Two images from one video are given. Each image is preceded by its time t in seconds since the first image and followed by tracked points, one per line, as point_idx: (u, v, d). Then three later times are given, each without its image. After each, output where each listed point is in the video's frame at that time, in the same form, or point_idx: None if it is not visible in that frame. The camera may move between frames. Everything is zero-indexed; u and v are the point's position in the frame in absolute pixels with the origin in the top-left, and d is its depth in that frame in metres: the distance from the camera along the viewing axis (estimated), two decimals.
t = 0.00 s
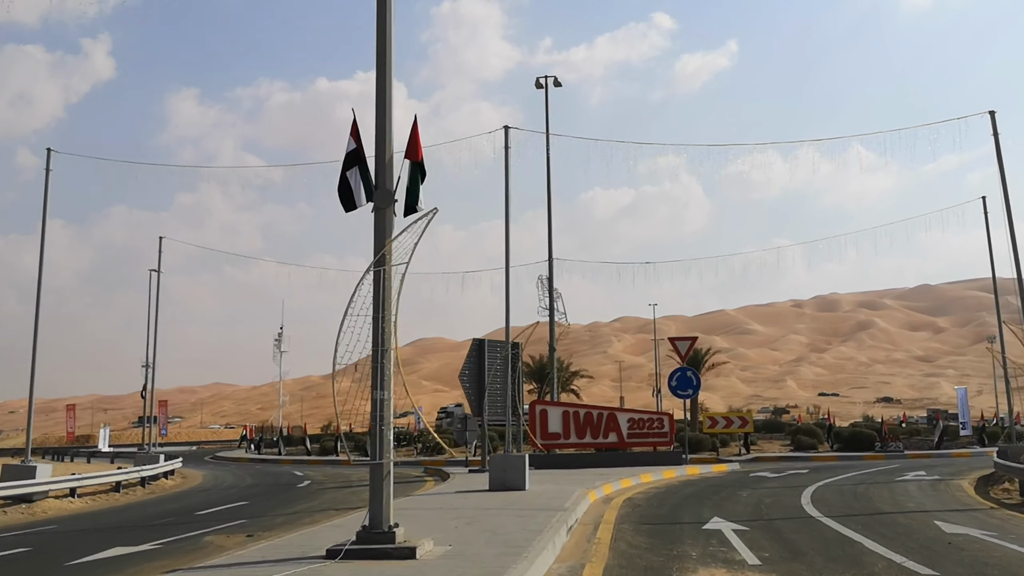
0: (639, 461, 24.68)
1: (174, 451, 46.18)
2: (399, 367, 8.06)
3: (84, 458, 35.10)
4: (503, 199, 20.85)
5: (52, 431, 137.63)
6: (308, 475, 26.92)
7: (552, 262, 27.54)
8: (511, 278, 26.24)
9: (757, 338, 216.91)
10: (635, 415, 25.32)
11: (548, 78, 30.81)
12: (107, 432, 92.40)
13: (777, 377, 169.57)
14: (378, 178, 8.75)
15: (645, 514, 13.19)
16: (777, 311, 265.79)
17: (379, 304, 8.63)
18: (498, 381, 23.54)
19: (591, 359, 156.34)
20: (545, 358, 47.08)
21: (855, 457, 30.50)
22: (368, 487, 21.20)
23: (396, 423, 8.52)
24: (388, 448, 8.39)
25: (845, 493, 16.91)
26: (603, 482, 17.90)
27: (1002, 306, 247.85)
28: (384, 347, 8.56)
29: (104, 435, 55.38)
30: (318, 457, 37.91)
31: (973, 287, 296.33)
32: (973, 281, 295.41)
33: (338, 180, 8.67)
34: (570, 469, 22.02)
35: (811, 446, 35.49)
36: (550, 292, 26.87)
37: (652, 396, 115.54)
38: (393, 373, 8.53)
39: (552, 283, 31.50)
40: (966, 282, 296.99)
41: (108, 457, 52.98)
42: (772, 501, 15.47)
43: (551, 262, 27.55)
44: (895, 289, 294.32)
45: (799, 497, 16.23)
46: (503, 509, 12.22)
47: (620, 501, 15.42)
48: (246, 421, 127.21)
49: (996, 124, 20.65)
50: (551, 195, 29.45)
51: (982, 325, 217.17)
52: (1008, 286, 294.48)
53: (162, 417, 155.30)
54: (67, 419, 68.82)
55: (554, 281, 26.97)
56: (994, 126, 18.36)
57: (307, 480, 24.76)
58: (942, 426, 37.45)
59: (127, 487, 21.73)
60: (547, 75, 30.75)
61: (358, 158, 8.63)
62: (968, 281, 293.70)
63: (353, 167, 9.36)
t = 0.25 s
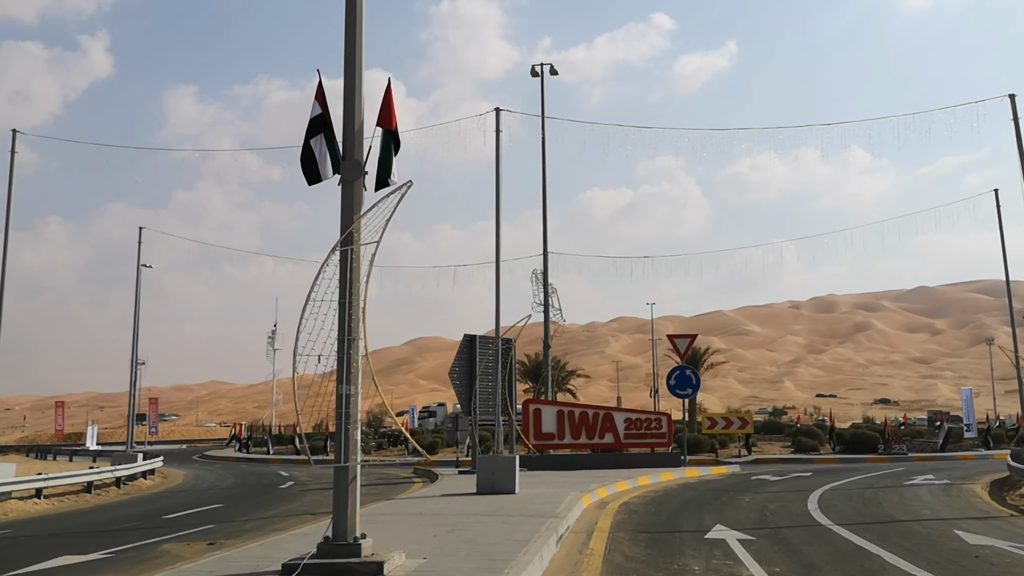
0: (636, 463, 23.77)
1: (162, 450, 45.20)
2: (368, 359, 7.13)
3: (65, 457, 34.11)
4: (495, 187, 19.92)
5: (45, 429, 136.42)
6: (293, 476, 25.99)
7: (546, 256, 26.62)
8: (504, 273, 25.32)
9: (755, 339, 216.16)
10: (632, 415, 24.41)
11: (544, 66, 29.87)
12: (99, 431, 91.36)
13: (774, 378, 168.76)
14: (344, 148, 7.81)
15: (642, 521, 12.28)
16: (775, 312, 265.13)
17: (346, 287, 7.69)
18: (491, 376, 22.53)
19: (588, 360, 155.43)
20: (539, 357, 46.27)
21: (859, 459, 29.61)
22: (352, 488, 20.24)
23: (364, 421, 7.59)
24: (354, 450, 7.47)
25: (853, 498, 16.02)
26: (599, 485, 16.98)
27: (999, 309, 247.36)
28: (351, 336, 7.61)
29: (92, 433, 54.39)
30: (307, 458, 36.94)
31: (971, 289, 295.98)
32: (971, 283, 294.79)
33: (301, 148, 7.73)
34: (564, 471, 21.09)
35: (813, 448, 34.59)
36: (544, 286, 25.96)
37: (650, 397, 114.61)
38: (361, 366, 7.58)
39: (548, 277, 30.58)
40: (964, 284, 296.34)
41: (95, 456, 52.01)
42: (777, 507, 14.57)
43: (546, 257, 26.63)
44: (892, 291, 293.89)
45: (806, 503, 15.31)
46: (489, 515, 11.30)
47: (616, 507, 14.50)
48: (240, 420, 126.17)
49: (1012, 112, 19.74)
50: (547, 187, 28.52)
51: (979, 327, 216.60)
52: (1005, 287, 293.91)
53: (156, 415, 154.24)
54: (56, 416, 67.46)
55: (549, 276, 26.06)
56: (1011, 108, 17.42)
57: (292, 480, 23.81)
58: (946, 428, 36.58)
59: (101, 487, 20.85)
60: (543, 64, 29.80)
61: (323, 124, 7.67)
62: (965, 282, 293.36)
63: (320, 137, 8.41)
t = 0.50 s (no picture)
0: (633, 464, 23.04)
1: (150, 450, 44.39)
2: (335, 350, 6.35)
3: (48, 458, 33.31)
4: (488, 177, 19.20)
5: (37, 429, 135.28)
6: (281, 476, 25.21)
7: (541, 252, 25.92)
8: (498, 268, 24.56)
9: (752, 340, 215.53)
10: (629, 415, 23.66)
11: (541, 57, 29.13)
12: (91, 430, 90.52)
13: (771, 379, 168.08)
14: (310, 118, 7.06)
15: (639, 528, 11.51)
16: (772, 313, 264.50)
17: (312, 272, 6.90)
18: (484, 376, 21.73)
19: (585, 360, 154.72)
20: (534, 357, 45.57)
21: (861, 461, 28.90)
22: (339, 490, 19.47)
23: (331, 421, 6.80)
24: (320, 453, 6.69)
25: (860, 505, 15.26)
26: (592, 488, 16.23)
27: (996, 310, 246.97)
28: (317, 326, 6.82)
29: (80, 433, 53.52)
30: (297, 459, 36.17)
31: (968, 291, 295.66)
32: (967, 285, 294.56)
33: (263, 116, 6.98)
34: (559, 472, 20.35)
35: (813, 450, 33.88)
36: (538, 282, 25.25)
37: (647, 397, 113.91)
38: (327, 358, 6.81)
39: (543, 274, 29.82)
40: (961, 286, 295.97)
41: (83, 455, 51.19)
42: (781, 514, 13.81)
43: (540, 252, 25.91)
44: (889, 292, 293.53)
45: (811, 509, 14.56)
46: (475, 522, 10.53)
47: (612, 512, 13.73)
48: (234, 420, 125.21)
49: None
50: (542, 181, 27.78)
51: (976, 328, 216.15)
52: (1002, 289, 293.65)
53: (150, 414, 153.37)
54: (45, 416, 66.54)
55: (543, 271, 25.34)
56: None
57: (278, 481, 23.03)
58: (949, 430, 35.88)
59: (78, 489, 20.09)
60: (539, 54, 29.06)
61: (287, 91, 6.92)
62: (962, 284, 293.07)
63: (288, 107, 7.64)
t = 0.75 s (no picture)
0: (631, 467, 22.28)
1: (139, 449, 43.51)
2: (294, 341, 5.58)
3: (31, 457, 32.45)
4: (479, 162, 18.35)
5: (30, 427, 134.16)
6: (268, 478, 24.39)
7: (537, 246, 25.15)
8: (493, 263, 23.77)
9: (750, 341, 214.76)
10: (627, 416, 22.86)
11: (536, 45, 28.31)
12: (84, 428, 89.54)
13: (770, 381, 167.26)
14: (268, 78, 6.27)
15: (637, 537, 10.74)
16: (771, 314, 263.72)
17: (270, 251, 6.11)
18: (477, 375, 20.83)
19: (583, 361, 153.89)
20: (530, 356, 44.80)
21: (864, 464, 28.16)
22: (323, 492, 18.65)
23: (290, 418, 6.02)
24: (276, 456, 5.91)
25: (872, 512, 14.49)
26: (588, 493, 15.43)
27: (995, 313, 246.36)
28: (275, 313, 6.04)
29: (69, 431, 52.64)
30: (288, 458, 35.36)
31: (966, 293, 295.03)
32: (966, 287, 294.03)
33: (215, 77, 6.22)
34: (554, 476, 19.57)
35: (815, 452, 33.11)
36: (533, 279, 24.50)
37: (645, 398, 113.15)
38: (285, 349, 6.02)
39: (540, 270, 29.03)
40: (959, 288, 295.35)
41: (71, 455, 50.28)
42: (788, 521, 13.03)
43: (537, 247, 25.15)
44: (888, 294, 292.93)
45: (820, 516, 13.76)
46: (458, 530, 9.74)
47: (608, 519, 12.92)
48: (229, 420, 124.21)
49: None
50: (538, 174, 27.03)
51: (976, 330, 215.45)
52: (1001, 291, 293.04)
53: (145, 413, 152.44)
54: (35, 413, 65.60)
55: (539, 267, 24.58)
56: None
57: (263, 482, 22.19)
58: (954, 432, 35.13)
59: (53, 490, 19.27)
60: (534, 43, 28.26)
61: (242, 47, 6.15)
62: (960, 286, 292.52)
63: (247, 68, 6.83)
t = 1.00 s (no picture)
0: (630, 469, 21.63)
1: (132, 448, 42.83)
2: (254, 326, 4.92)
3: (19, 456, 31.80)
4: (473, 150, 17.67)
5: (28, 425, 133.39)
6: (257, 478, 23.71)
7: (535, 241, 24.52)
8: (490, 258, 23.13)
9: (751, 342, 214.11)
10: (626, 416, 22.20)
11: (535, 34, 27.62)
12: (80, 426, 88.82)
13: (770, 382, 166.54)
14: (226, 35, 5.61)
15: (637, 545, 10.09)
16: (771, 315, 263.01)
17: (227, 227, 5.44)
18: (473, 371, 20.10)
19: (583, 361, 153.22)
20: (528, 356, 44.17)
21: (869, 467, 27.48)
22: (311, 493, 17.96)
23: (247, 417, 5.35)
24: (231, 459, 5.26)
25: (883, 518, 13.83)
26: (585, 496, 14.77)
27: (995, 315, 245.61)
28: (232, 298, 5.37)
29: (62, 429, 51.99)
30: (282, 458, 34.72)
31: (967, 295, 294.30)
32: (967, 289, 293.38)
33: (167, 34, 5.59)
34: (550, 478, 18.90)
35: (818, 453, 32.45)
36: (531, 275, 23.87)
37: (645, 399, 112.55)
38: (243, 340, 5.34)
39: (537, 266, 28.37)
40: (960, 289, 294.70)
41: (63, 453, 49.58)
42: (794, 527, 12.38)
43: (535, 242, 24.51)
44: (888, 296, 292.27)
45: (829, 522, 13.11)
46: (445, 538, 9.08)
47: (606, 524, 12.27)
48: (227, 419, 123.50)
49: None
50: (536, 167, 26.36)
51: (976, 332, 214.72)
52: (1001, 293, 292.37)
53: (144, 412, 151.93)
54: (29, 411, 64.91)
55: (537, 263, 23.96)
56: None
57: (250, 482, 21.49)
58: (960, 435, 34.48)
59: (32, 491, 18.59)
60: (533, 32, 27.58)
61: None
62: (961, 288, 291.78)
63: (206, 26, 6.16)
